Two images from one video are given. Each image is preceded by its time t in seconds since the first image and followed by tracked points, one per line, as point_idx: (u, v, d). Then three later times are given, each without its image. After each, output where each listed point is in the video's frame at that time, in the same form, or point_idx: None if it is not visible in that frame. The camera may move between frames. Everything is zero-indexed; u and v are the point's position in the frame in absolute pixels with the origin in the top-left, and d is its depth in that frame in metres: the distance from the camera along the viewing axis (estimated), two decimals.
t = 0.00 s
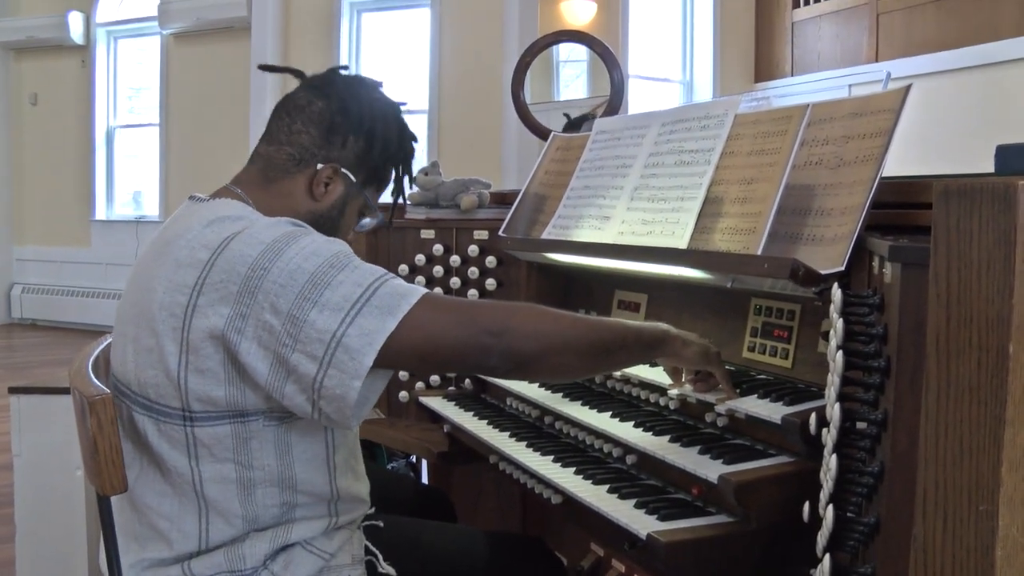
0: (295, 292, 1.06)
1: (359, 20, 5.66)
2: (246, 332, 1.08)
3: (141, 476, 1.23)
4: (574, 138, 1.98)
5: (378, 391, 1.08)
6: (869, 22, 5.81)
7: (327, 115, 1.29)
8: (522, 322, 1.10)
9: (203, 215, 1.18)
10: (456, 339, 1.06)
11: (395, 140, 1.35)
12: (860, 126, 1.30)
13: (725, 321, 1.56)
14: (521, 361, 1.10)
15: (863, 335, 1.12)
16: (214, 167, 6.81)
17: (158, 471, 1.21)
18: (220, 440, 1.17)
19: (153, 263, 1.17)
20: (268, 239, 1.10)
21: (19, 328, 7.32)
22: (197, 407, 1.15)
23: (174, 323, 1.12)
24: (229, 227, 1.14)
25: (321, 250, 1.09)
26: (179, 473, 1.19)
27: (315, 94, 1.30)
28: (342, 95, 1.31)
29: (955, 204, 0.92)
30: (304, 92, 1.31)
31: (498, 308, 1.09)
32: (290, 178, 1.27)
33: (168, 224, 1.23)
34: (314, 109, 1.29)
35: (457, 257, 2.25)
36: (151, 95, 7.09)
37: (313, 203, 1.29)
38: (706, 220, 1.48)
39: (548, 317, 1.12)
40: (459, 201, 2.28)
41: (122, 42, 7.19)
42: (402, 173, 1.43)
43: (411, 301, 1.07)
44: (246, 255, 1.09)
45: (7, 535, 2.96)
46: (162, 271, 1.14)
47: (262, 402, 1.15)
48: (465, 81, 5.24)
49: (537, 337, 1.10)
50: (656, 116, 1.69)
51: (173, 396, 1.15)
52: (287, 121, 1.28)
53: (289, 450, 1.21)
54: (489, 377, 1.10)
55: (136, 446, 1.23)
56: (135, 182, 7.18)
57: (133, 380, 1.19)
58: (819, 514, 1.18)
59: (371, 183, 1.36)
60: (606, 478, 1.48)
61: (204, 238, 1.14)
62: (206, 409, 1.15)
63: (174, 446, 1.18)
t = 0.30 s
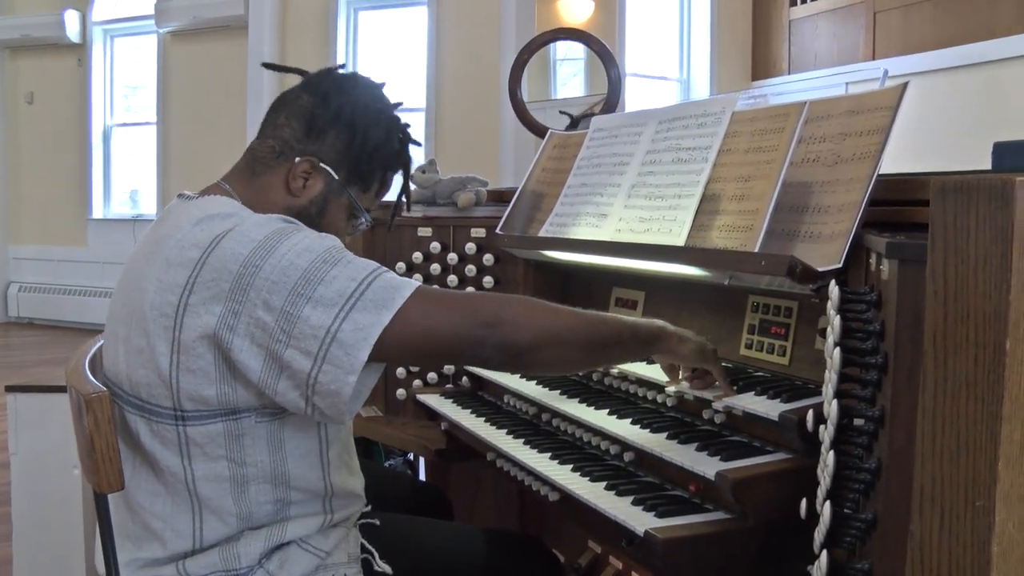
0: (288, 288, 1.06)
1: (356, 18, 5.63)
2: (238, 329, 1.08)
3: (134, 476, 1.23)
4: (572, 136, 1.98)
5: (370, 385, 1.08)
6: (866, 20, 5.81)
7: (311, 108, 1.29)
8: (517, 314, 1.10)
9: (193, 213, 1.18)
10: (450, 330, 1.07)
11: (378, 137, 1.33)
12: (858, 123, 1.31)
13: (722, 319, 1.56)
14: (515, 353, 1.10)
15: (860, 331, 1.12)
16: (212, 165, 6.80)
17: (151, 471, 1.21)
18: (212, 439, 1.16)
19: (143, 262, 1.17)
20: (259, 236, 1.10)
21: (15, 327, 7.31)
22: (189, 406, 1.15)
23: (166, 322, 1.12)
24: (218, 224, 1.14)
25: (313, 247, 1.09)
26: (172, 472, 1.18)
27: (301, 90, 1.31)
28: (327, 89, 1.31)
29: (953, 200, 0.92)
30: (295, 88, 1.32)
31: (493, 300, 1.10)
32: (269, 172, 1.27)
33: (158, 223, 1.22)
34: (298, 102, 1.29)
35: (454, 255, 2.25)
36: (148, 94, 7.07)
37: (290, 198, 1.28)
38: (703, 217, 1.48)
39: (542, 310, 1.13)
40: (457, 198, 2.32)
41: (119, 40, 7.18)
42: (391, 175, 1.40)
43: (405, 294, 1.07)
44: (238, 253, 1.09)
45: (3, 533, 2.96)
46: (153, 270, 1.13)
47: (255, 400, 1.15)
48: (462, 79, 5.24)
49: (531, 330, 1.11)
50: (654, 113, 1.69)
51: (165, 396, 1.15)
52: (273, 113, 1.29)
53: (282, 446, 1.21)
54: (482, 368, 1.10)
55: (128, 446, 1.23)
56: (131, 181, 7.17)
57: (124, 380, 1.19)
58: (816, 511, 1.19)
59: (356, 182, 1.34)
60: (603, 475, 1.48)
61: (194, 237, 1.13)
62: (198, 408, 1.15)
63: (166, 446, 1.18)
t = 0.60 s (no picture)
0: (291, 289, 1.06)
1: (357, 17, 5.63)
2: (242, 330, 1.08)
3: (138, 476, 1.23)
4: (572, 136, 1.98)
5: (376, 385, 1.08)
6: (867, 21, 5.81)
7: (269, 88, 1.28)
8: (520, 312, 1.10)
9: (193, 212, 1.18)
10: (452, 328, 1.07)
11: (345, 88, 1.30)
12: (859, 123, 1.31)
13: (722, 318, 1.56)
14: (519, 351, 1.10)
15: (860, 331, 1.13)
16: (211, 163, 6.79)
17: (155, 472, 1.21)
18: (217, 438, 1.17)
19: (145, 262, 1.17)
20: (261, 236, 1.10)
21: (14, 325, 7.30)
22: (193, 407, 1.15)
23: (168, 323, 1.12)
24: (220, 224, 1.14)
25: (316, 246, 1.09)
26: (176, 473, 1.18)
27: (256, 72, 1.30)
28: (279, 62, 1.30)
29: (955, 200, 0.92)
30: (250, 72, 1.31)
31: (495, 298, 1.10)
32: (251, 163, 1.27)
33: (159, 223, 1.22)
34: (256, 87, 1.28)
35: (454, 254, 2.25)
36: (148, 92, 7.07)
37: (280, 180, 1.28)
38: (703, 217, 1.48)
39: (545, 308, 1.12)
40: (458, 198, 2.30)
41: (119, 38, 7.17)
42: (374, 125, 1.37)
43: (409, 293, 1.07)
44: (240, 253, 1.09)
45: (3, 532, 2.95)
46: (155, 271, 1.14)
47: (259, 400, 1.15)
48: (462, 78, 5.24)
49: (534, 327, 1.11)
50: (655, 113, 1.69)
51: (169, 396, 1.16)
52: (240, 104, 1.28)
53: (286, 446, 1.21)
54: (487, 367, 1.10)
55: (132, 446, 1.23)
56: (131, 179, 7.16)
57: (127, 380, 1.19)
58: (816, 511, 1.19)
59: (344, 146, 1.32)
60: (603, 474, 1.48)
61: (196, 236, 1.13)
62: (202, 409, 1.15)
63: (171, 446, 1.18)
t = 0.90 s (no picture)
0: (293, 289, 1.06)
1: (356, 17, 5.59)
2: (245, 331, 1.08)
3: (140, 479, 1.23)
4: (571, 136, 1.98)
5: (379, 385, 1.08)
6: (865, 20, 5.81)
7: (239, 86, 1.27)
8: (522, 311, 1.10)
9: (195, 214, 1.18)
10: (455, 327, 1.07)
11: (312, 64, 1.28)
12: (858, 123, 1.31)
13: (721, 318, 1.56)
14: (521, 350, 1.10)
15: (860, 331, 1.13)
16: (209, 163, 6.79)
17: (158, 474, 1.21)
18: (221, 440, 1.17)
19: (147, 264, 1.17)
20: (263, 237, 1.10)
21: (13, 327, 7.30)
22: (196, 408, 1.15)
23: (171, 325, 1.12)
24: (222, 225, 1.14)
25: (319, 246, 1.09)
26: (179, 475, 1.18)
27: (221, 71, 1.29)
28: (240, 55, 1.28)
29: (954, 199, 0.92)
30: (216, 74, 1.30)
31: (497, 297, 1.10)
32: (239, 164, 1.27)
33: (161, 225, 1.22)
34: (225, 88, 1.28)
35: (453, 255, 2.26)
36: (147, 93, 7.06)
37: (271, 173, 1.28)
38: (703, 217, 1.48)
39: (546, 307, 1.12)
40: (457, 198, 2.30)
41: (118, 39, 7.16)
42: (350, 95, 1.36)
43: (411, 293, 1.07)
44: (242, 254, 1.09)
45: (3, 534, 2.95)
46: (158, 273, 1.14)
47: (263, 401, 1.15)
48: (461, 79, 5.23)
49: (537, 326, 1.11)
50: (654, 113, 1.69)
51: (172, 398, 1.16)
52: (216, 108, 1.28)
53: (289, 447, 1.21)
54: (489, 366, 1.10)
55: (135, 448, 1.23)
56: (131, 180, 7.16)
57: (131, 382, 1.19)
58: (816, 510, 1.19)
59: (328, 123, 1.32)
60: (604, 474, 1.48)
61: (198, 238, 1.14)
62: (206, 410, 1.15)
63: (174, 448, 1.18)
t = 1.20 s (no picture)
0: (294, 287, 1.06)
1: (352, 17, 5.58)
2: (246, 329, 1.08)
3: (141, 478, 1.23)
4: (568, 136, 1.98)
5: (379, 384, 1.08)
6: (862, 20, 5.82)
7: (219, 90, 1.27)
8: (524, 309, 1.10)
9: (195, 213, 1.18)
10: (455, 325, 1.07)
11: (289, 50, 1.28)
12: (855, 124, 1.31)
13: (719, 318, 1.56)
14: (520, 348, 1.10)
15: (857, 332, 1.14)
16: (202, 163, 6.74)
17: (158, 473, 1.21)
18: (222, 439, 1.16)
19: (148, 263, 1.17)
20: (264, 235, 1.10)
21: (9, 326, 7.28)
22: (197, 407, 1.15)
23: (172, 324, 1.12)
24: (222, 224, 1.14)
25: (319, 244, 1.09)
26: (179, 474, 1.18)
27: (198, 76, 1.28)
28: (212, 56, 1.28)
29: (952, 200, 0.93)
30: (192, 82, 1.30)
31: (498, 294, 1.10)
32: (237, 162, 1.28)
33: (161, 225, 1.22)
34: (205, 94, 1.28)
35: (450, 254, 2.26)
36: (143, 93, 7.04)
37: (267, 166, 1.29)
38: (700, 216, 1.48)
39: (546, 305, 1.12)
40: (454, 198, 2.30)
41: (114, 38, 7.14)
42: (330, 74, 1.36)
43: (411, 291, 1.07)
44: (243, 252, 1.09)
45: None
46: (159, 272, 1.14)
47: (264, 400, 1.15)
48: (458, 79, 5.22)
49: (538, 324, 1.11)
50: (651, 113, 1.69)
51: (173, 397, 1.15)
52: (200, 114, 1.28)
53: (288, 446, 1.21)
54: (489, 364, 1.10)
55: (136, 447, 1.23)
56: (127, 180, 7.13)
57: (132, 381, 1.19)
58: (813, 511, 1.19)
59: (315, 106, 1.32)
60: (601, 474, 1.48)
61: (199, 237, 1.14)
62: (207, 409, 1.15)
63: (175, 447, 1.18)
